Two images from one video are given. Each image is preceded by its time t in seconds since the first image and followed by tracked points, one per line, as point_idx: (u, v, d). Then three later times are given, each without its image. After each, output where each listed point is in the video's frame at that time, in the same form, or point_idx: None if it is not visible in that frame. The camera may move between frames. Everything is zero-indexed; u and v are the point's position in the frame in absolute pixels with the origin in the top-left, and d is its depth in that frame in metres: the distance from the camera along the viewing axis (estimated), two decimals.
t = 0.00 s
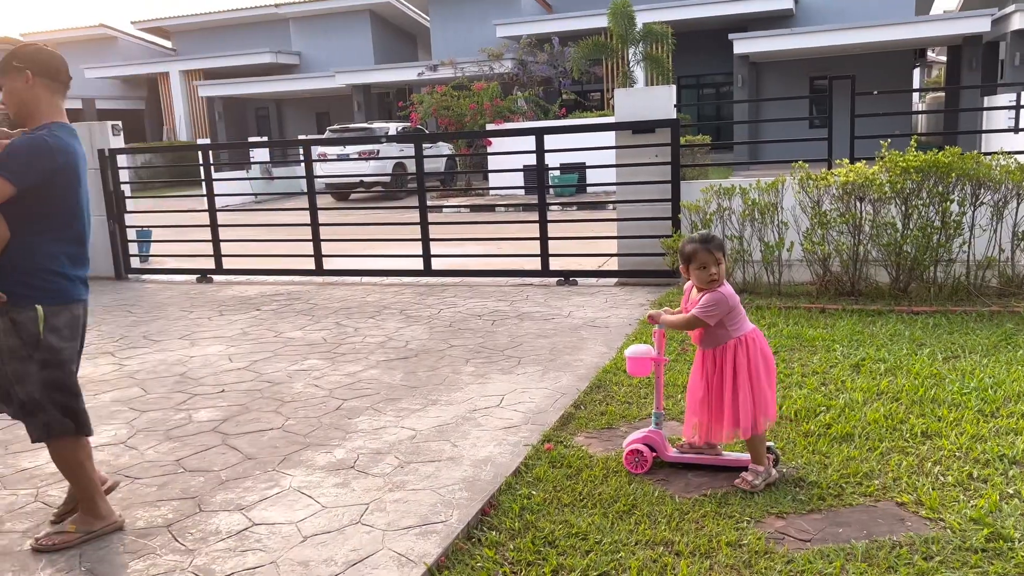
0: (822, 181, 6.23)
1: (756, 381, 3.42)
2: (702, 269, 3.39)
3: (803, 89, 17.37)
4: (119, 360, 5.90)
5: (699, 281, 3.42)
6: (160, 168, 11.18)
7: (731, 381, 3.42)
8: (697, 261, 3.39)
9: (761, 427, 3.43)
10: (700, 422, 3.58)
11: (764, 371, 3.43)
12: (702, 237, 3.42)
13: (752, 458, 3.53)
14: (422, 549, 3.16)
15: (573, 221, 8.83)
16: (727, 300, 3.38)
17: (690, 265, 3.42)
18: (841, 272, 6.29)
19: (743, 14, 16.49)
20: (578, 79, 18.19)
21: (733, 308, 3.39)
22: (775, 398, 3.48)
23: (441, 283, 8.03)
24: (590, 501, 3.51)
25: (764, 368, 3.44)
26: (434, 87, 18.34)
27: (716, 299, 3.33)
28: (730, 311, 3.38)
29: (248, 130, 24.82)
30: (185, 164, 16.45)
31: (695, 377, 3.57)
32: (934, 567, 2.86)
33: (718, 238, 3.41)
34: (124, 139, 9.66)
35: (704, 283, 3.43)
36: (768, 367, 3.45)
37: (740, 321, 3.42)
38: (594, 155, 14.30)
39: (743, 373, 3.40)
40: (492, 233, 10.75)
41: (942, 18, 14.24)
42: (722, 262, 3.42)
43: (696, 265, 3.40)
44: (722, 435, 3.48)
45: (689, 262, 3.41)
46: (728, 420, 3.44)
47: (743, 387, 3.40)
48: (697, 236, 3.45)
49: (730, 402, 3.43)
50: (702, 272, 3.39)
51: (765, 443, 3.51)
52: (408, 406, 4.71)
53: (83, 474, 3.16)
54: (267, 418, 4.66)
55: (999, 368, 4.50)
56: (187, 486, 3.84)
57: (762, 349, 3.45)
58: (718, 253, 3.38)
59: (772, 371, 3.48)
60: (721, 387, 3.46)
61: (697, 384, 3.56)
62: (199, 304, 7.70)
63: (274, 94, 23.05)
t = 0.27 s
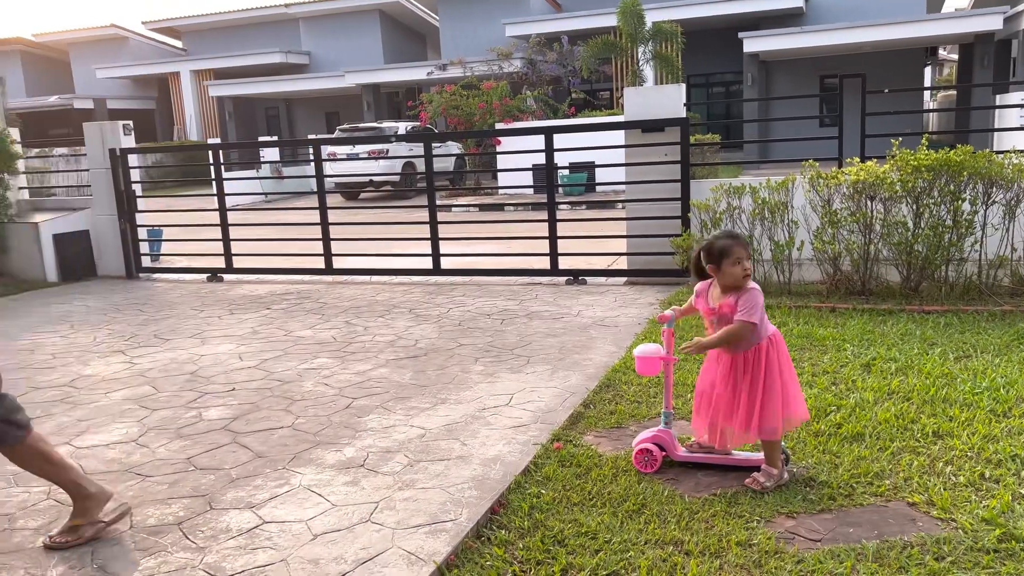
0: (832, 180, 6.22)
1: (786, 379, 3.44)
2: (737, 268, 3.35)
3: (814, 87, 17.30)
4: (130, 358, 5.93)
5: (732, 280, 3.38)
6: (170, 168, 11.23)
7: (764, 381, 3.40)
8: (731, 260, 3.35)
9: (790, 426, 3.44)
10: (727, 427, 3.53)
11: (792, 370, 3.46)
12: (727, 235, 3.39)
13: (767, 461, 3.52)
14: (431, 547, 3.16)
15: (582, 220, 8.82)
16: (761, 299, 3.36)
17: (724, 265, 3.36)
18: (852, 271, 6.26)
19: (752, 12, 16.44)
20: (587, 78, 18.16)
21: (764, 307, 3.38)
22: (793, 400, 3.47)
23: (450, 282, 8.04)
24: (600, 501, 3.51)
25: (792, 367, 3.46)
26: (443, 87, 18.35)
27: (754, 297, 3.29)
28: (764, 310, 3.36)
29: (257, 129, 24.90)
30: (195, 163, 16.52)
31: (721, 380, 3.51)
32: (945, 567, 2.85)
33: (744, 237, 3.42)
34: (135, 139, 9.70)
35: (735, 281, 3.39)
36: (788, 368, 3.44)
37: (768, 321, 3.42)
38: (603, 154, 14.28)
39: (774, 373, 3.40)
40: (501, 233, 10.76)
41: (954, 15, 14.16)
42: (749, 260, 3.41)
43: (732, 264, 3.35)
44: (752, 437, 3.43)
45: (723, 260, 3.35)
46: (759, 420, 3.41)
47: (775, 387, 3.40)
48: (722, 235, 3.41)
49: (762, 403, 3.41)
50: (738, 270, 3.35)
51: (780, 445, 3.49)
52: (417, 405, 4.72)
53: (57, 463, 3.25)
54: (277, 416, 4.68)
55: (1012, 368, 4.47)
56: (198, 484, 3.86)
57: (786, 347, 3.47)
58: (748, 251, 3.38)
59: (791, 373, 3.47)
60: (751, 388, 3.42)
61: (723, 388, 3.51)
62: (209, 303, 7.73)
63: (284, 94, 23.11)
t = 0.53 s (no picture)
0: (838, 179, 6.21)
1: (794, 380, 3.47)
2: (766, 262, 3.31)
3: (820, 86, 17.26)
4: (136, 357, 5.95)
5: (759, 275, 3.33)
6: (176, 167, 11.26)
7: (780, 381, 3.41)
8: (762, 254, 3.30)
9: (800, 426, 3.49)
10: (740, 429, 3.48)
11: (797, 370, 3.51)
12: (755, 228, 3.33)
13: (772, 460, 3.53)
14: (437, 546, 3.17)
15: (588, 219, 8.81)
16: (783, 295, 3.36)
17: (754, 258, 3.30)
18: (858, 271, 6.25)
19: (757, 12, 16.40)
20: (593, 77, 18.15)
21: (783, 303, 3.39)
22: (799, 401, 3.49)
23: (455, 281, 8.04)
24: (605, 500, 3.51)
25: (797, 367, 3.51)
26: (449, 86, 18.35)
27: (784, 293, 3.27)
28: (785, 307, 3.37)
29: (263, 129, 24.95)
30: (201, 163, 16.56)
31: (735, 381, 3.44)
32: (952, 567, 2.84)
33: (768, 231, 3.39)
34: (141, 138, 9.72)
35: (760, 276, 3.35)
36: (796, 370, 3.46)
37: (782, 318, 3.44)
38: (609, 153, 14.27)
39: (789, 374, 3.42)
40: (506, 232, 10.76)
41: (961, 14, 14.11)
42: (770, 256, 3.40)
43: (762, 258, 3.29)
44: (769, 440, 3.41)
45: (755, 253, 3.28)
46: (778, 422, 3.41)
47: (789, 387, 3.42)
48: (748, 228, 3.36)
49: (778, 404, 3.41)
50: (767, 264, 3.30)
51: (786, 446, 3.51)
52: (423, 404, 4.72)
53: None
54: (283, 415, 4.69)
55: (1019, 368, 4.46)
56: (204, 482, 3.87)
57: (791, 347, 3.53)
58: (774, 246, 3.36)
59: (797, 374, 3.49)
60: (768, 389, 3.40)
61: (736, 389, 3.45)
62: (215, 302, 7.75)
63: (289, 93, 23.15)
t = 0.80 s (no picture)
0: (840, 179, 6.20)
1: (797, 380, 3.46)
2: (772, 259, 3.32)
3: (822, 85, 17.25)
4: (138, 356, 5.96)
5: (764, 272, 3.34)
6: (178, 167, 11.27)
7: (784, 380, 3.40)
8: (766, 252, 3.31)
9: (803, 425, 3.48)
10: (744, 429, 3.46)
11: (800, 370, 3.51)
12: (759, 226, 3.35)
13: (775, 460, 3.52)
14: (439, 546, 3.17)
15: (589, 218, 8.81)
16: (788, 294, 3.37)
17: (759, 256, 3.31)
18: (860, 270, 6.24)
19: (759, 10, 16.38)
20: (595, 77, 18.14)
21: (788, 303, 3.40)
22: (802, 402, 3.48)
23: (457, 281, 8.05)
24: (607, 499, 3.51)
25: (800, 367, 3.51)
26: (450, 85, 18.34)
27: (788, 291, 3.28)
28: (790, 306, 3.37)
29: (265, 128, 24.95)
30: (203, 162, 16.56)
31: (738, 382, 3.44)
32: (954, 567, 2.84)
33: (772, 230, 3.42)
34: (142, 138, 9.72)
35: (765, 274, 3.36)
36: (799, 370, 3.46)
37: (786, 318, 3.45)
38: (611, 153, 14.26)
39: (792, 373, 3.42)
40: (507, 231, 10.76)
41: (963, 13, 14.08)
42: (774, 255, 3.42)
43: (768, 255, 3.30)
44: (774, 440, 3.39)
45: (759, 251, 3.29)
46: (782, 421, 3.40)
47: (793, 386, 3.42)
48: (752, 226, 3.37)
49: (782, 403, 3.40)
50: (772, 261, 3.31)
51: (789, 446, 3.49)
52: (424, 404, 4.73)
53: None
54: (285, 415, 4.69)
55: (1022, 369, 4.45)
56: (206, 482, 3.87)
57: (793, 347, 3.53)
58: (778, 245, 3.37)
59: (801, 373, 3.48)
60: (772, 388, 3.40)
61: (740, 388, 3.44)
62: (217, 301, 7.76)
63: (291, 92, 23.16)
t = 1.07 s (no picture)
0: (839, 178, 6.20)
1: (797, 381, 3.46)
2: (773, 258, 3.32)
3: (821, 85, 17.26)
4: (136, 356, 5.95)
5: (765, 271, 3.34)
6: (177, 166, 11.26)
7: (785, 380, 3.40)
8: (765, 251, 3.31)
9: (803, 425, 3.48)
10: (745, 429, 3.45)
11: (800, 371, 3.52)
12: (759, 226, 3.37)
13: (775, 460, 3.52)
14: (438, 545, 3.17)
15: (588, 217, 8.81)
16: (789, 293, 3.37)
17: (759, 255, 3.31)
18: (859, 269, 6.25)
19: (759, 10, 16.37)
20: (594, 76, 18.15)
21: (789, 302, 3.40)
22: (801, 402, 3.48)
23: (455, 280, 8.05)
24: (606, 499, 3.51)
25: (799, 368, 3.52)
26: (449, 85, 18.33)
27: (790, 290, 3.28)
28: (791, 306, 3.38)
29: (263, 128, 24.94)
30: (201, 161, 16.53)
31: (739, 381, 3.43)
32: (953, 567, 2.84)
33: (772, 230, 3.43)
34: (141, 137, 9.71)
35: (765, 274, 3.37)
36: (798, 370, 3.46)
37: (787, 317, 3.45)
38: (610, 152, 14.27)
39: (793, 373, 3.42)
40: (506, 231, 10.76)
41: (962, 13, 14.08)
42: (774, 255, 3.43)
43: (768, 253, 3.31)
44: (775, 440, 3.39)
45: (759, 251, 3.30)
46: (782, 421, 3.39)
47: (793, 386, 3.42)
48: (752, 226, 3.37)
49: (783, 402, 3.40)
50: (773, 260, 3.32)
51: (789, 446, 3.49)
52: (423, 403, 4.73)
53: None
54: (284, 414, 4.69)
55: (1019, 369, 4.46)
56: (204, 481, 3.87)
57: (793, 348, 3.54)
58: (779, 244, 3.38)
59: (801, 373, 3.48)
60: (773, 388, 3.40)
61: (741, 387, 3.45)
62: (216, 300, 7.75)
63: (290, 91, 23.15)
